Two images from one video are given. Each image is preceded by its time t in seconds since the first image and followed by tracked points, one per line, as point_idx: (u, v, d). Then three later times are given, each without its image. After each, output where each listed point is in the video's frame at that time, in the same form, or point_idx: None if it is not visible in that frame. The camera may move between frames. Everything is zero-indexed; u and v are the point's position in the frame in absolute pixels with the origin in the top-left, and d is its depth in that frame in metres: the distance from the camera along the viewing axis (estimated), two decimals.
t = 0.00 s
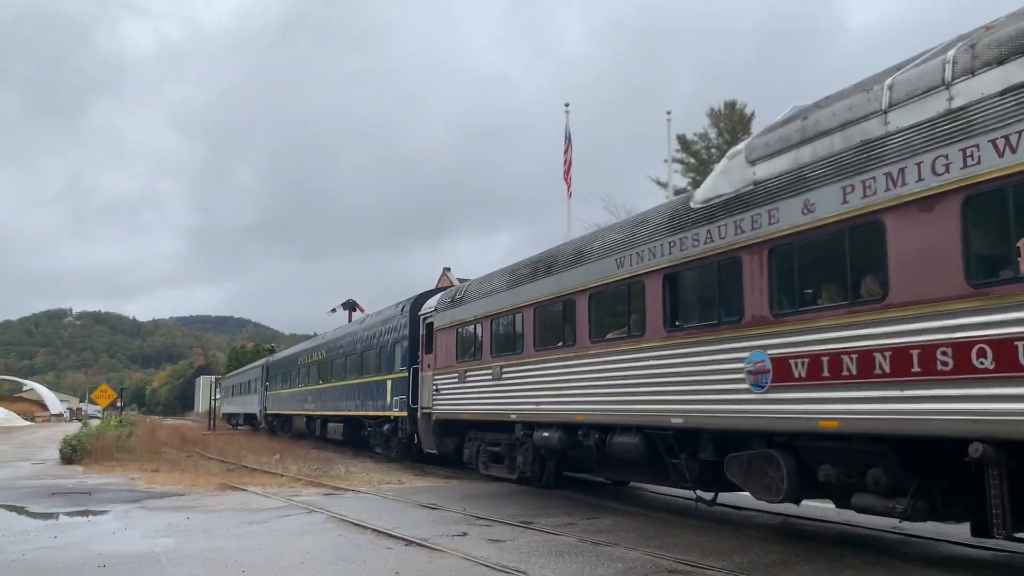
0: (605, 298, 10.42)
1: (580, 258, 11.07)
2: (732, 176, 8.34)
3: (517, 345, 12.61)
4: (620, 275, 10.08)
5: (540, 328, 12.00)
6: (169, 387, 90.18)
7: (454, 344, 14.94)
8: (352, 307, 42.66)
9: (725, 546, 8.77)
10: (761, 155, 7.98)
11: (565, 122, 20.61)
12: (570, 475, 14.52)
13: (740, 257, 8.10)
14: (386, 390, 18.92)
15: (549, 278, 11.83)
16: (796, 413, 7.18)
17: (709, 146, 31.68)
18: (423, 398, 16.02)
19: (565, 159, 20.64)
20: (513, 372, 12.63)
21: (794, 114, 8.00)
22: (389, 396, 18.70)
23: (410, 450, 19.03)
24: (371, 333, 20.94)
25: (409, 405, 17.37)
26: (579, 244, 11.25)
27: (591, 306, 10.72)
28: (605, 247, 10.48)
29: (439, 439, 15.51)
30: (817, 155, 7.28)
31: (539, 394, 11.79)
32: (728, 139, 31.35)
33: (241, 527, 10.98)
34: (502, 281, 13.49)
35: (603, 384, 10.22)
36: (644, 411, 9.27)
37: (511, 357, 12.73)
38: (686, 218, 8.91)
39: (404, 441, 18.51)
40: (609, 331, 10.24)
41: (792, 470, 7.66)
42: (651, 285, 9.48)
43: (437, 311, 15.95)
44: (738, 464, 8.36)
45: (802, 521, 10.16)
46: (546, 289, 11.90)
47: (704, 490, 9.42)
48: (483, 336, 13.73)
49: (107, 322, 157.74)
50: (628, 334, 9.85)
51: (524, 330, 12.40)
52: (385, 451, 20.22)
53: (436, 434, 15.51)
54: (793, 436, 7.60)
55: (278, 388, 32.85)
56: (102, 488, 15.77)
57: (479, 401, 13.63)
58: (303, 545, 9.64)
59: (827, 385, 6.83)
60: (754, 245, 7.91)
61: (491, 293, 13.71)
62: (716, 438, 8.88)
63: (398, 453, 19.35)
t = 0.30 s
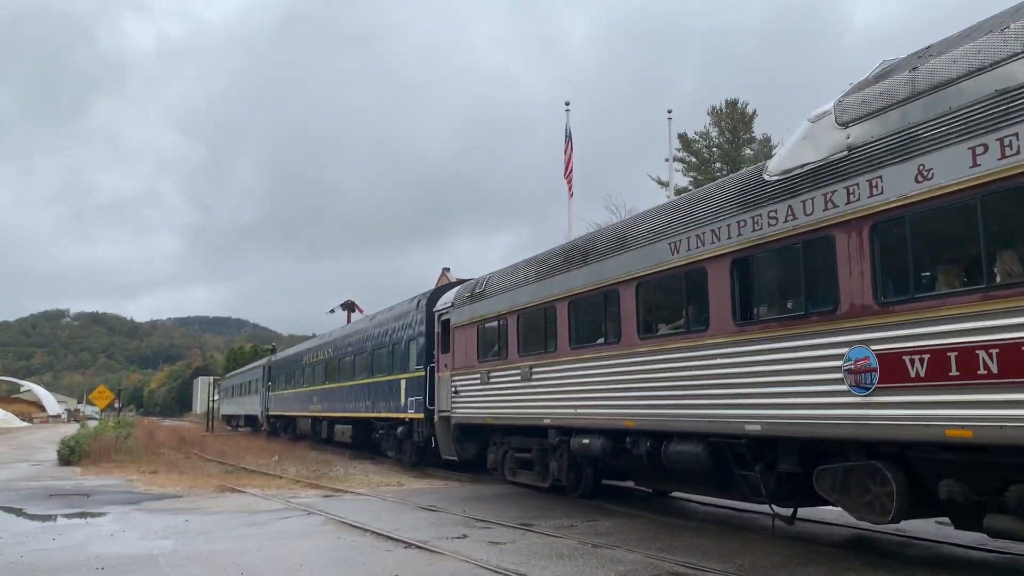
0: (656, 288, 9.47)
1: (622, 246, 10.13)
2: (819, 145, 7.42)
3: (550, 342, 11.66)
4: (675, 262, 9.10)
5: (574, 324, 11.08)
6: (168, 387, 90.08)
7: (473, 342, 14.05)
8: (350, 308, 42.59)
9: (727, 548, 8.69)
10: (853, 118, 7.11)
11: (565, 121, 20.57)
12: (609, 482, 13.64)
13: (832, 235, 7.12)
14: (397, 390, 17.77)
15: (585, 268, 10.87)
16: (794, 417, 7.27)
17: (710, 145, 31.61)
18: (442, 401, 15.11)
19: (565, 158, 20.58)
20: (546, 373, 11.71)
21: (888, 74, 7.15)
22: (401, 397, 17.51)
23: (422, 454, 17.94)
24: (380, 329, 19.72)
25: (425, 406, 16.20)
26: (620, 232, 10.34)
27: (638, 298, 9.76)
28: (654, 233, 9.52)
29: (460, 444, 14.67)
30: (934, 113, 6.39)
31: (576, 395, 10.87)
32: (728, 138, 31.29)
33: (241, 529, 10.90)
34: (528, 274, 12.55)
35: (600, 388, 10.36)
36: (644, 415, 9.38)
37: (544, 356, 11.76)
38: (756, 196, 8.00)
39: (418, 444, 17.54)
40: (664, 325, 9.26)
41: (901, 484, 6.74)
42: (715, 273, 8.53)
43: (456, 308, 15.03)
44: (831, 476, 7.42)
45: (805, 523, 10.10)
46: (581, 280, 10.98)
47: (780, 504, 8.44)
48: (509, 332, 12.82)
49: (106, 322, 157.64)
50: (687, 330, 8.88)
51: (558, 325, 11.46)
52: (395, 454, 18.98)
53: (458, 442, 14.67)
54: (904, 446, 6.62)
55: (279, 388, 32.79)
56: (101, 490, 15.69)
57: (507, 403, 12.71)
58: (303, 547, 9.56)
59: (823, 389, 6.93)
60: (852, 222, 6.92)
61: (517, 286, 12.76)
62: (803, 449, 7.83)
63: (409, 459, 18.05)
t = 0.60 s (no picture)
0: (723, 273, 8.60)
1: (679, 227, 9.28)
2: (933, 103, 6.60)
3: (589, 335, 10.91)
4: (748, 242, 8.21)
5: (620, 315, 10.26)
6: (167, 388, 90.06)
7: (501, 338, 13.28)
8: (349, 308, 42.61)
9: (726, 548, 8.72)
10: (984, 64, 6.24)
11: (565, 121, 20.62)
12: (650, 487, 12.76)
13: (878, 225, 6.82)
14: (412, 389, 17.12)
15: (631, 253, 10.07)
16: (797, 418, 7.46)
17: (709, 146, 31.62)
18: (462, 402, 14.51)
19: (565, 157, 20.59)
20: (584, 369, 10.96)
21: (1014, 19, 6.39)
22: (418, 397, 16.83)
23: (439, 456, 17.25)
24: (394, 325, 19.14)
25: (444, 406, 15.53)
26: (676, 213, 9.49)
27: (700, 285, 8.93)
28: (721, 211, 8.65)
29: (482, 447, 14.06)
30: (1002, 88, 6.06)
31: (620, 392, 10.09)
32: (728, 139, 31.31)
33: (240, 529, 10.91)
34: (563, 262, 11.75)
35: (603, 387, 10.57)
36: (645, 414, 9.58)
37: (581, 351, 11.05)
38: (851, 164, 7.11)
39: (434, 446, 16.92)
40: (712, 319, 8.70)
41: None
42: (798, 253, 7.64)
43: (479, 303, 14.34)
44: (952, 489, 6.44)
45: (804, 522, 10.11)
46: (628, 267, 10.14)
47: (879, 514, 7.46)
48: (544, 324, 12.00)
49: (105, 323, 157.52)
50: (760, 320, 8.04)
51: (598, 317, 10.68)
52: (408, 458, 18.27)
53: (481, 444, 13.98)
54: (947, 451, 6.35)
55: (282, 389, 32.82)
56: (101, 490, 15.71)
57: (520, 404, 12.48)
58: (303, 547, 9.57)
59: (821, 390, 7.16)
60: (898, 210, 6.64)
61: (551, 275, 11.96)
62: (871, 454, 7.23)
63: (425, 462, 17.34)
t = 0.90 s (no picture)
0: (747, 269, 8.23)
1: (758, 202, 8.13)
2: None
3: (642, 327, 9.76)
4: (810, 226, 7.42)
5: (680, 304, 9.14)
6: (167, 388, 90.16)
7: (532, 332, 12.29)
8: (350, 308, 42.68)
9: (724, 547, 8.76)
10: None
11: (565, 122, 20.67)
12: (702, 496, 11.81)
13: (867, 229, 6.87)
14: (428, 387, 16.63)
15: (629, 255, 10.07)
16: (781, 417, 7.52)
17: (709, 146, 31.67)
18: (487, 402, 13.62)
19: (564, 157, 20.65)
20: (634, 366, 9.85)
21: None
22: (436, 396, 16.23)
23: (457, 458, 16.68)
24: (408, 321, 18.67)
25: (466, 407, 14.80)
26: (756, 187, 8.33)
27: (785, 269, 7.76)
28: (812, 180, 7.48)
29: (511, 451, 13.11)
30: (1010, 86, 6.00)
31: (677, 391, 8.98)
32: (727, 139, 31.36)
33: (241, 529, 10.96)
34: (608, 246, 10.63)
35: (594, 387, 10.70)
36: (632, 414, 9.68)
37: (629, 345, 9.97)
38: (853, 166, 7.08)
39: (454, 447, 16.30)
40: (703, 322, 8.76)
41: None
42: (865, 238, 6.89)
43: (506, 295, 13.26)
44: None
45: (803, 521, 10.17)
46: (692, 248, 8.96)
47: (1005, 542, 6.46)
48: (584, 316, 10.96)
49: (106, 323, 157.61)
50: (856, 307, 6.92)
51: (652, 306, 9.58)
52: (427, 460, 17.78)
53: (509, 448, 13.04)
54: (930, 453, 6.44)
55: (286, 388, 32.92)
56: (102, 489, 15.77)
57: (519, 405, 12.53)
58: (303, 546, 9.62)
59: (803, 391, 7.26)
60: (887, 213, 6.68)
61: (594, 261, 10.83)
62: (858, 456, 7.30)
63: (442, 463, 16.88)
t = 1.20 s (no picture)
0: (751, 265, 8.22)
1: (866, 162, 7.01)
2: None
3: (714, 314, 8.66)
4: (820, 221, 7.37)
5: (763, 285, 8.02)
6: (168, 387, 90.19)
7: (574, 321, 11.23)
8: (350, 307, 42.67)
9: (725, 547, 8.75)
10: None
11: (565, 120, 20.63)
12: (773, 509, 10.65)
13: (872, 225, 6.86)
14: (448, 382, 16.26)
15: (636, 250, 10.00)
16: (780, 418, 7.56)
17: (710, 145, 31.65)
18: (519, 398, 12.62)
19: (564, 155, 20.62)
20: (700, 359, 8.77)
21: None
22: (458, 394, 15.67)
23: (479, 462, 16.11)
24: (424, 315, 18.25)
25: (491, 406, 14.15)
26: (860, 144, 7.22)
27: (899, 243, 6.60)
28: (858, 161, 7.09)
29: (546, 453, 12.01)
30: None
31: (756, 384, 7.85)
32: (728, 138, 31.34)
33: (241, 528, 10.95)
34: (648, 229, 9.86)
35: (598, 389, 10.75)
36: (630, 413, 9.71)
37: (694, 333, 8.90)
38: (868, 159, 6.99)
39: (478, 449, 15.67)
40: (705, 319, 8.75)
41: None
42: (869, 234, 6.88)
43: (543, 281, 12.20)
44: None
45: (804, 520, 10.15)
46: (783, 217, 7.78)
47: None
48: (639, 303, 9.85)
49: (106, 322, 157.60)
50: (989, 284, 5.83)
51: (724, 289, 8.51)
52: (447, 462, 17.29)
53: (542, 449, 11.95)
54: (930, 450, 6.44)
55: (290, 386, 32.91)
56: (102, 489, 15.77)
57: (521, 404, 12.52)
58: (304, 546, 9.60)
59: (805, 388, 7.26)
60: (894, 209, 6.66)
61: (615, 252, 10.43)
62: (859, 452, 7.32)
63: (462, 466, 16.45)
